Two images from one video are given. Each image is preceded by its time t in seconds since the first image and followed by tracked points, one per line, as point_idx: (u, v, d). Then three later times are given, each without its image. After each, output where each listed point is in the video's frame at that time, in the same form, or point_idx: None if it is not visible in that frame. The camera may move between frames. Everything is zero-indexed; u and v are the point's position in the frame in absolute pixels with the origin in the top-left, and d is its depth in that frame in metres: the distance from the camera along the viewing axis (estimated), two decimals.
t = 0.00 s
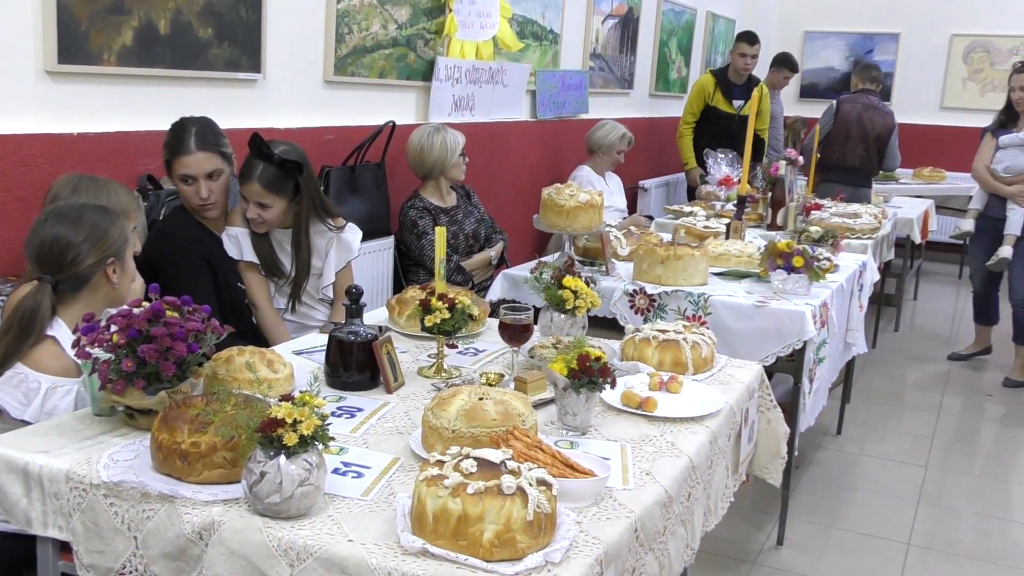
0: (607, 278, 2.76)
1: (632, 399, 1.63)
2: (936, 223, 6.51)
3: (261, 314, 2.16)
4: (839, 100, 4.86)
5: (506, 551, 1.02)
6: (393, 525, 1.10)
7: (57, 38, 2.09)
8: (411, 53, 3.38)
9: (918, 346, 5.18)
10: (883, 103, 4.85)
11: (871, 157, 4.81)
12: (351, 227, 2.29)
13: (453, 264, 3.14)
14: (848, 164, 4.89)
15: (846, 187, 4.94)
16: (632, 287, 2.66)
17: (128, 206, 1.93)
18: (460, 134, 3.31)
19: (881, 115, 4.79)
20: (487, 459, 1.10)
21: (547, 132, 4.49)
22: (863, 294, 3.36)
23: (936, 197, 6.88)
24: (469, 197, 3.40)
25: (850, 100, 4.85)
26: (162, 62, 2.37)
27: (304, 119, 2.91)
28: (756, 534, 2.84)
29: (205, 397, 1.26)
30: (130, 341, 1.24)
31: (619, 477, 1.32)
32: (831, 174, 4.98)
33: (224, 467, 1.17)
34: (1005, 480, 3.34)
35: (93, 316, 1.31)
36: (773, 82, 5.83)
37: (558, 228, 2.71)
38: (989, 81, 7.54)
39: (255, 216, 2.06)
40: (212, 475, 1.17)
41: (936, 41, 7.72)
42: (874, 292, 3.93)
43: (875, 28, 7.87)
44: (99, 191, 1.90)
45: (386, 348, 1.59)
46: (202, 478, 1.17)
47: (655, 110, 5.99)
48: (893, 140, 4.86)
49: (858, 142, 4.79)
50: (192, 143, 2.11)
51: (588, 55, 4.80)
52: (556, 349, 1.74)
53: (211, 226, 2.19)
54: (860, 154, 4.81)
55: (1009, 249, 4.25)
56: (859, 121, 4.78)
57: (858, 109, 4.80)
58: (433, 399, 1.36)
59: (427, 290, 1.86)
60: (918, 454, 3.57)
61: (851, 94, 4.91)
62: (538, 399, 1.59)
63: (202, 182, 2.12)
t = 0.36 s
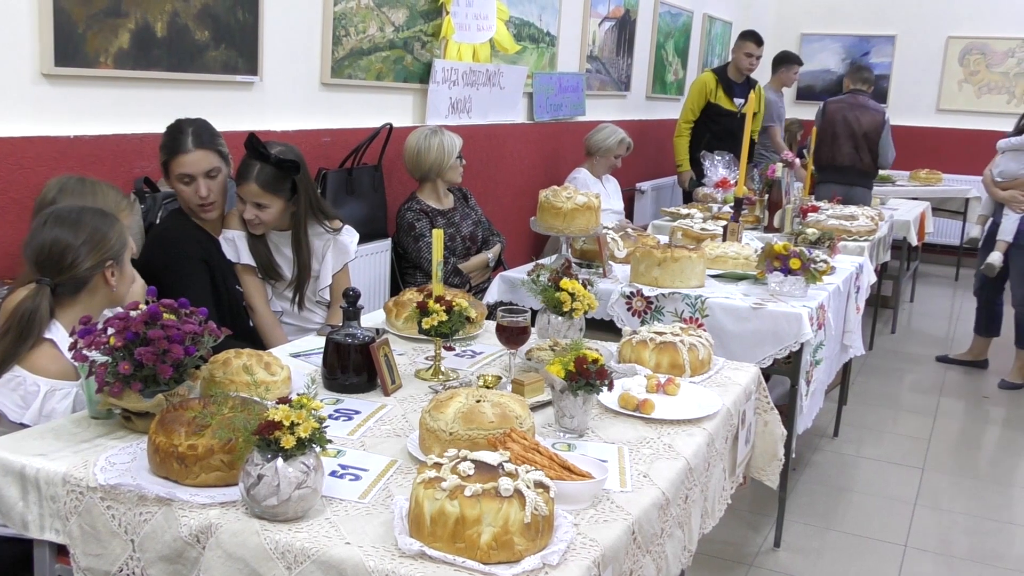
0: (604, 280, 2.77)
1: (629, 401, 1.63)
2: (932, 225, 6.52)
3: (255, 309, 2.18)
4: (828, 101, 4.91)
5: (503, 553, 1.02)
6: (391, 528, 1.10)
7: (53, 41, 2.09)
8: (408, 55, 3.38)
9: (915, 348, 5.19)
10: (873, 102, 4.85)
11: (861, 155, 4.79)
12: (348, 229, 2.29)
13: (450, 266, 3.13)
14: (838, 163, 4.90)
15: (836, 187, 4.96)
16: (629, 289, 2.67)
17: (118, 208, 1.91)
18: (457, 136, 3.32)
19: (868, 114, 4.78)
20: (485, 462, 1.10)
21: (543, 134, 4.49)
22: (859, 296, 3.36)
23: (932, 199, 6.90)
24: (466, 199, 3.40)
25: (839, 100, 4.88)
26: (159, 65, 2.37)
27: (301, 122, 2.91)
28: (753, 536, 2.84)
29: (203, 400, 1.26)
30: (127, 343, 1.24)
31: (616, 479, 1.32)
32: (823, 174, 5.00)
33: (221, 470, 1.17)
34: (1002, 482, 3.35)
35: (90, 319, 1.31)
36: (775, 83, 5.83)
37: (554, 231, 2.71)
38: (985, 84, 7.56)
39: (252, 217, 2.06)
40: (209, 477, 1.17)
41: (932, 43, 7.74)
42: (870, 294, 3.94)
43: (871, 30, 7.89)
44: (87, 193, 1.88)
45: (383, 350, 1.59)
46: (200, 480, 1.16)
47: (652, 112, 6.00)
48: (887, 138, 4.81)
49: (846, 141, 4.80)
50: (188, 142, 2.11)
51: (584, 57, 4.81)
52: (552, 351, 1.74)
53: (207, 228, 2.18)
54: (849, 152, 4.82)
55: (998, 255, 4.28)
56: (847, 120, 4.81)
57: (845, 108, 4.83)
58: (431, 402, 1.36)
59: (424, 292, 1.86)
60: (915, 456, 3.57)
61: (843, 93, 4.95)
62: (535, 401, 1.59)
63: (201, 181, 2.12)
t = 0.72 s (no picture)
0: (601, 283, 2.77)
1: (626, 405, 1.64)
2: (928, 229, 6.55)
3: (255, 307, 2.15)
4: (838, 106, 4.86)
5: (499, 556, 1.02)
6: (387, 531, 1.10)
7: (50, 42, 2.09)
8: (405, 58, 3.38)
9: (912, 351, 5.20)
10: (880, 106, 4.80)
11: (867, 160, 4.77)
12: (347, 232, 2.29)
13: (447, 269, 3.13)
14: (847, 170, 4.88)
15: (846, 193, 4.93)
16: (626, 292, 2.67)
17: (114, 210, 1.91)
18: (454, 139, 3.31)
19: (878, 117, 4.73)
20: (481, 465, 1.10)
21: (541, 136, 4.49)
22: (856, 299, 3.37)
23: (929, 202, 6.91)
24: (463, 202, 3.40)
25: (848, 106, 4.85)
26: (156, 66, 2.37)
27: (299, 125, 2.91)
28: (749, 539, 2.84)
29: (199, 403, 1.26)
30: (123, 346, 1.24)
31: (612, 483, 1.32)
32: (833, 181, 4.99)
33: (217, 472, 1.17)
34: (998, 486, 3.36)
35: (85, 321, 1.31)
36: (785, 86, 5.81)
37: (551, 234, 2.71)
38: (982, 87, 7.58)
39: (251, 218, 2.07)
40: (205, 480, 1.16)
41: (928, 46, 7.78)
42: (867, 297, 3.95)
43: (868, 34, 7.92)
44: (82, 194, 1.88)
45: (380, 353, 1.59)
46: (196, 483, 1.16)
47: (649, 115, 6.01)
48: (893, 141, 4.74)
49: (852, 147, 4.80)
50: (190, 130, 2.13)
51: (582, 60, 4.82)
52: (549, 354, 1.74)
53: (205, 225, 2.14)
54: (856, 158, 4.81)
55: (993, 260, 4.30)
56: (853, 126, 4.79)
57: (851, 114, 4.80)
58: (427, 405, 1.36)
59: (421, 295, 1.86)
60: (911, 459, 3.58)
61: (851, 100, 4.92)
62: (532, 404, 1.59)
63: (211, 163, 2.13)
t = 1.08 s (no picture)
0: (596, 287, 2.78)
1: (620, 408, 1.64)
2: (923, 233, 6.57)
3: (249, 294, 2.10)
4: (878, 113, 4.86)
5: (493, 560, 1.03)
6: (381, 535, 1.11)
7: (46, 45, 2.09)
8: (401, 62, 3.39)
9: (906, 355, 5.22)
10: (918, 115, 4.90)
11: (915, 167, 4.83)
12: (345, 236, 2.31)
13: (442, 272, 3.14)
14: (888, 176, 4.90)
15: (886, 199, 4.94)
16: (622, 296, 2.68)
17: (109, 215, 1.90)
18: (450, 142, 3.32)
19: (920, 125, 4.82)
20: (475, 469, 1.11)
21: (536, 140, 4.50)
22: (850, 303, 3.38)
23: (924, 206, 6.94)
24: (459, 206, 3.40)
25: (888, 110, 4.88)
26: (152, 70, 2.37)
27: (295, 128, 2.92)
28: (744, 543, 2.85)
29: (194, 405, 1.26)
30: (118, 349, 1.25)
31: (607, 487, 1.33)
32: (872, 188, 4.96)
33: (212, 476, 1.17)
34: (993, 490, 3.37)
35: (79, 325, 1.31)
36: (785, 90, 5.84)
37: (547, 237, 2.71)
38: (977, 92, 7.62)
39: (256, 212, 2.09)
40: (200, 484, 1.17)
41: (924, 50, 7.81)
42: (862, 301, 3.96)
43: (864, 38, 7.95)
44: (77, 199, 1.88)
45: (375, 356, 1.60)
46: (191, 487, 1.17)
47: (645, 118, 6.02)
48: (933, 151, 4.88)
49: (900, 152, 4.81)
50: (191, 138, 2.10)
51: (578, 64, 4.83)
52: (544, 358, 1.75)
53: (203, 232, 2.14)
54: (902, 164, 4.83)
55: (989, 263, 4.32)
56: (901, 132, 4.80)
57: (898, 120, 4.82)
58: (422, 409, 1.37)
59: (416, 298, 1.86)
60: (905, 463, 3.59)
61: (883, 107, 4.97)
62: (526, 408, 1.60)
63: (210, 174, 2.11)
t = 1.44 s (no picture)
0: (584, 293, 2.79)
1: (607, 415, 1.65)
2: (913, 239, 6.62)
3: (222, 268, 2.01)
4: (885, 121, 4.82)
5: (477, 567, 1.03)
6: (367, 542, 1.11)
7: (35, 51, 2.09)
8: (391, 69, 3.40)
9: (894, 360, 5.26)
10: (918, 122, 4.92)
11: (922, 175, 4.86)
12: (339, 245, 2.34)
13: (431, 279, 3.15)
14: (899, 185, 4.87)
15: (897, 209, 4.91)
16: (610, 302, 2.69)
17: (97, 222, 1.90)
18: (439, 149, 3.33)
19: (924, 132, 4.84)
20: (459, 476, 1.11)
21: (526, 146, 4.52)
22: (839, 309, 3.40)
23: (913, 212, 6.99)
24: (449, 213, 3.41)
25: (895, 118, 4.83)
26: (142, 77, 2.38)
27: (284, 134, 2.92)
28: (733, 548, 2.86)
29: (181, 413, 1.27)
30: (105, 357, 1.25)
31: (592, 493, 1.34)
32: (882, 199, 4.91)
33: (198, 483, 1.17)
34: (981, 495, 3.39)
35: (67, 332, 1.31)
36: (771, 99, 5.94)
37: (536, 244, 2.73)
38: (965, 99, 7.69)
39: (257, 213, 2.10)
40: (186, 491, 1.17)
41: (912, 58, 7.88)
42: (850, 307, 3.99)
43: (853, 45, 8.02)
44: (66, 207, 1.88)
45: (362, 363, 1.60)
46: (177, 495, 1.17)
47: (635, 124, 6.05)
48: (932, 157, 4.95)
49: (910, 160, 4.80)
50: (189, 152, 2.09)
51: (568, 71, 4.85)
52: (531, 364, 1.76)
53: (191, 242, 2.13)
54: (911, 172, 4.83)
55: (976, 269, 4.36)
56: (911, 141, 4.79)
57: (909, 129, 4.80)
58: (408, 416, 1.37)
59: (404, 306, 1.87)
60: (895, 468, 3.61)
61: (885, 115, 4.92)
62: (513, 414, 1.61)
63: (203, 191, 2.10)
